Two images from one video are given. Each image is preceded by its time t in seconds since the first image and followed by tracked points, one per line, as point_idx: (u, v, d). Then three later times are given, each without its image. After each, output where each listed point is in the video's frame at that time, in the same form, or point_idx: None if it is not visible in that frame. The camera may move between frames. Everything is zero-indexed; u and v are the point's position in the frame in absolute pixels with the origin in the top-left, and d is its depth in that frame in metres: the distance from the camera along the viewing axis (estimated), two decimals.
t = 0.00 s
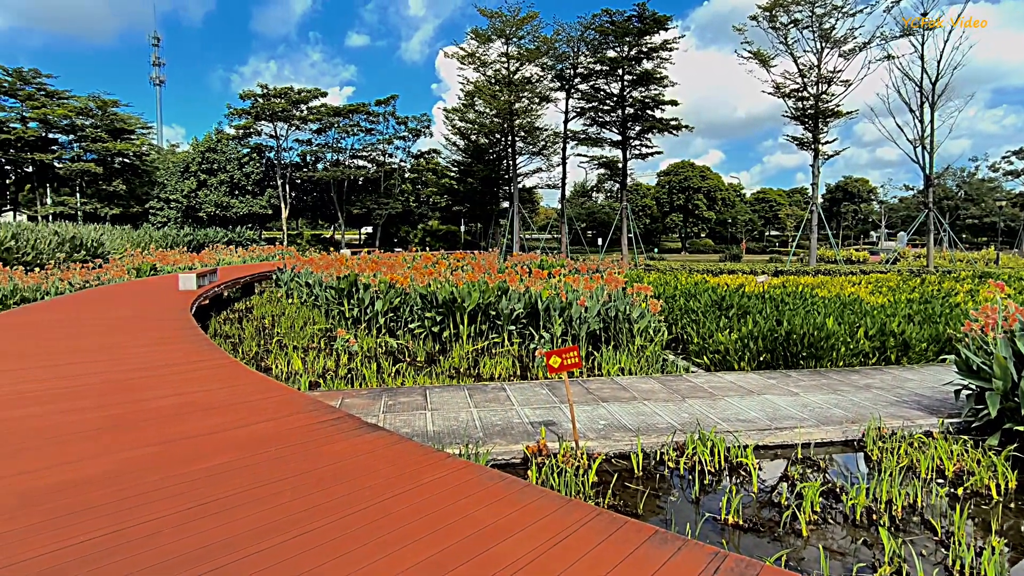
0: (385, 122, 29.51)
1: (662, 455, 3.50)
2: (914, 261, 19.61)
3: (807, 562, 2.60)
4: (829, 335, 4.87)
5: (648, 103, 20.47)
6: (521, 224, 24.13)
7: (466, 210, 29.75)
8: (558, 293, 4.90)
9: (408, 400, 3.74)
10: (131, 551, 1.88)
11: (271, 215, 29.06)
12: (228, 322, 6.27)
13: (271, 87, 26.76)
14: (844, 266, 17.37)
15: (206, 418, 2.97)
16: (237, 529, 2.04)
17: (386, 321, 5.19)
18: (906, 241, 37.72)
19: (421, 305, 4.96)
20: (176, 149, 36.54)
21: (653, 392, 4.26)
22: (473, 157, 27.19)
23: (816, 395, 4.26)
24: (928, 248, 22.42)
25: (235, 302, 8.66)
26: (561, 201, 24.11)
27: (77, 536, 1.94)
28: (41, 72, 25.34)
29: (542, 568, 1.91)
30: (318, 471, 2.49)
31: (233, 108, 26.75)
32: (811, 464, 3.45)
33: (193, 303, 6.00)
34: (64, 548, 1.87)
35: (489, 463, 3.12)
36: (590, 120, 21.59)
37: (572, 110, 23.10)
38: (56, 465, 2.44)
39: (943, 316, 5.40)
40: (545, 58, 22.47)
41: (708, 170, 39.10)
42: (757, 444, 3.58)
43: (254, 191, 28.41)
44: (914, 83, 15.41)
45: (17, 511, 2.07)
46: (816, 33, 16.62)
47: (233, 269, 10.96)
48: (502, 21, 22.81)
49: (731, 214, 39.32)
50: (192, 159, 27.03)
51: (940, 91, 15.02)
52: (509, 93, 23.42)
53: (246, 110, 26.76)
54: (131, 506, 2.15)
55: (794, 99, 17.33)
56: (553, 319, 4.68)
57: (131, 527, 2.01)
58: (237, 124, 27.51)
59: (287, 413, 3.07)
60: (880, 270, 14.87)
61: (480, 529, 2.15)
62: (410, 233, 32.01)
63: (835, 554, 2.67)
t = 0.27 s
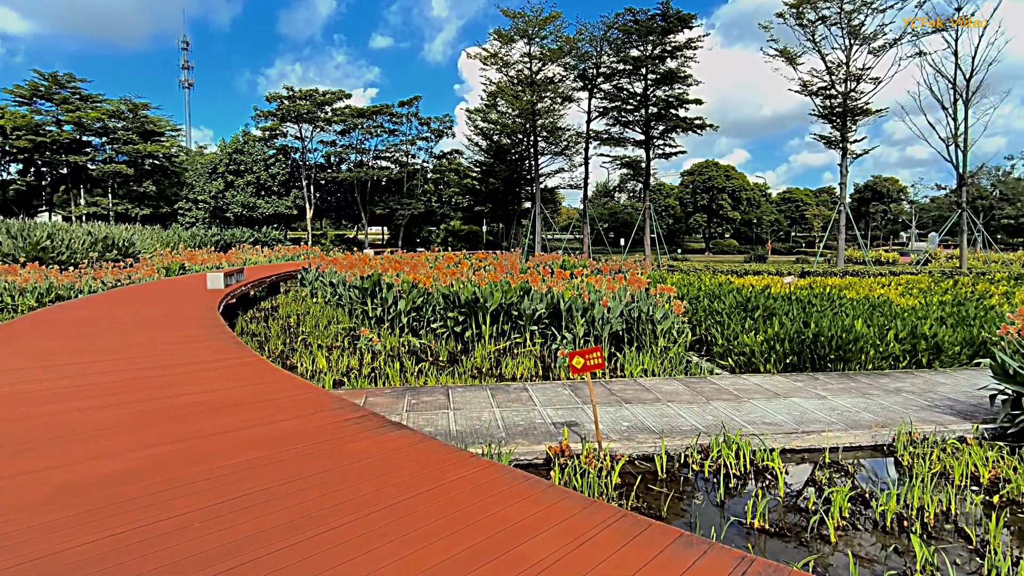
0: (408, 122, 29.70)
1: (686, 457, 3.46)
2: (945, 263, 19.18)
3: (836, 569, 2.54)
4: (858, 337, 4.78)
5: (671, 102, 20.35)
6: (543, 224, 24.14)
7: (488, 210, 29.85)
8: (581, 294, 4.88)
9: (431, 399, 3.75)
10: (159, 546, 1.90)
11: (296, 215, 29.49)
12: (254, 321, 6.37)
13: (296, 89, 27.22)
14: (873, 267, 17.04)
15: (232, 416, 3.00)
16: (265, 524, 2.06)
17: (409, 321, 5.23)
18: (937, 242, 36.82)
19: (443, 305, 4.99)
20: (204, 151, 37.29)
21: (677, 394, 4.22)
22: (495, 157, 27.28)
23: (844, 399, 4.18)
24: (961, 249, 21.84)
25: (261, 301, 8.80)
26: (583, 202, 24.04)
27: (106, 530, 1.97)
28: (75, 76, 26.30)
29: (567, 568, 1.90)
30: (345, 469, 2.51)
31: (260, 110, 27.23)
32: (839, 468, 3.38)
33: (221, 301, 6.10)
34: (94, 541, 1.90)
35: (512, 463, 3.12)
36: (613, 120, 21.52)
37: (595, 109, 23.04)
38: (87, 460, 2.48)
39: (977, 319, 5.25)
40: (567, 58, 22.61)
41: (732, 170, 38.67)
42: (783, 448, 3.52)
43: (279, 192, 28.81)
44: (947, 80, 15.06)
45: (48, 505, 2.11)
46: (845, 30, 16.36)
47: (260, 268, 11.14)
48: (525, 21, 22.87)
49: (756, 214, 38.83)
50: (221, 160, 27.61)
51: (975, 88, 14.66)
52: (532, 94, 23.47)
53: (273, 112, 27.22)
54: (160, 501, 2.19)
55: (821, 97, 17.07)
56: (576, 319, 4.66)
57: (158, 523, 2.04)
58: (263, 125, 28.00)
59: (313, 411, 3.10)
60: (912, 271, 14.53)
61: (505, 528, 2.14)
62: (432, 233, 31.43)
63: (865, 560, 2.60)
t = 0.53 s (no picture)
0: (431, 123, 29.92)
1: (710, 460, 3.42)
2: (980, 264, 18.65)
3: None
4: (888, 340, 4.68)
5: (696, 101, 20.18)
6: (564, 224, 24.14)
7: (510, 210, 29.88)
8: (603, 294, 4.86)
9: (454, 398, 3.77)
10: (185, 540, 1.93)
11: (320, 215, 29.89)
12: (280, 319, 6.47)
13: (321, 91, 27.61)
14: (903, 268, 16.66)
15: (258, 412, 3.05)
16: (290, 520, 2.08)
17: (431, 320, 5.25)
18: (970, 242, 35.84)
19: (466, 304, 5.00)
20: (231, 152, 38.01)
21: (701, 395, 4.17)
22: (517, 157, 27.34)
23: (873, 402, 4.09)
24: (996, 250, 21.22)
25: (286, 300, 8.93)
26: (605, 201, 23.96)
27: (135, 524, 2.01)
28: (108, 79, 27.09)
29: (591, 569, 1.88)
30: (368, 467, 2.52)
31: (286, 112, 27.67)
32: (868, 473, 3.31)
33: (247, 300, 6.20)
34: (123, 535, 1.94)
35: (535, 463, 3.12)
36: (636, 119, 21.40)
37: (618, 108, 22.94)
38: (117, 455, 2.54)
39: (1013, 322, 5.12)
40: (590, 57, 22.39)
41: (758, 169, 38.18)
42: (811, 451, 3.45)
43: (304, 192, 29.16)
44: (983, 76, 14.66)
45: (79, 499, 2.16)
46: (875, 26, 16.04)
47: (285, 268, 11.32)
48: (548, 21, 22.85)
49: (782, 214, 38.32)
50: (248, 161, 28.06)
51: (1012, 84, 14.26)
52: (554, 93, 23.47)
53: (298, 114, 27.64)
54: (187, 496, 2.23)
55: (850, 95, 16.77)
56: (598, 320, 4.64)
57: (184, 517, 2.08)
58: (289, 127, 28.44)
59: (337, 409, 3.13)
60: (946, 272, 14.17)
61: (528, 529, 2.13)
62: (454, 233, 31.91)
63: (897, 568, 2.54)
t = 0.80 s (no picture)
0: (454, 123, 30.12)
1: (736, 462, 3.37)
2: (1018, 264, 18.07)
3: None
4: (920, 342, 4.57)
5: (721, 99, 19.98)
6: (588, 224, 24.08)
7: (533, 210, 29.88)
8: (627, 294, 4.84)
9: (477, 397, 3.78)
10: (213, 536, 1.97)
11: (345, 215, 30.28)
12: (306, 318, 6.57)
13: (347, 92, 27.97)
14: (937, 268, 16.24)
15: (285, 409, 3.09)
16: (315, 517, 2.10)
17: (454, 319, 5.28)
18: (1008, 242, 34.78)
19: (489, 304, 5.03)
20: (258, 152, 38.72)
21: (727, 397, 4.12)
22: (540, 157, 27.39)
23: (905, 405, 4.00)
24: None
25: (312, 298, 9.03)
26: (629, 200, 23.86)
27: (164, 519, 2.05)
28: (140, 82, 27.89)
29: (616, 571, 1.86)
30: (393, 464, 2.54)
31: (312, 113, 28.11)
32: (899, 478, 3.23)
33: (275, 299, 6.30)
34: (152, 530, 1.98)
35: (558, 463, 3.11)
36: (660, 117, 21.28)
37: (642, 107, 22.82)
38: (147, 450, 2.60)
39: None
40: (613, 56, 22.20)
41: (785, 168, 37.60)
42: (840, 455, 3.38)
43: (330, 193, 29.53)
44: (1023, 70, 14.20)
45: (111, 494, 2.22)
46: (908, 21, 15.68)
47: (311, 267, 11.47)
48: (571, 20, 22.79)
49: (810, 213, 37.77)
50: (275, 162, 28.50)
51: None
52: (578, 92, 23.40)
53: (323, 115, 28.03)
54: (216, 492, 2.26)
55: (881, 92, 16.43)
56: (622, 320, 4.62)
57: (212, 512, 2.11)
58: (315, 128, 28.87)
59: (363, 406, 3.16)
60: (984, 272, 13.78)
61: (552, 529, 2.12)
62: (477, 233, 31.88)
63: None
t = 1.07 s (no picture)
0: (478, 123, 30.28)
1: (764, 465, 3.32)
2: None
3: None
4: (955, 344, 4.46)
5: (749, 96, 19.72)
6: (612, 223, 23.99)
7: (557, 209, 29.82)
8: (651, 294, 4.80)
9: (502, 396, 3.78)
10: (241, 530, 2.00)
11: (370, 215, 30.65)
12: (333, 315, 6.66)
13: (372, 92, 28.28)
14: (975, 268, 15.79)
15: (312, 406, 3.13)
16: (341, 512, 2.12)
17: (478, 318, 5.29)
18: None
19: (513, 303, 5.04)
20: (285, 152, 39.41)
21: (754, 398, 4.06)
22: (564, 156, 27.40)
23: (940, 409, 3.89)
24: None
25: (337, 297, 9.12)
26: (654, 199, 23.75)
27: (195, 514, 2.10)
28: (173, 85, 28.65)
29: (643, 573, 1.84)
30: (418, 461, 2.55)
31: (338, 114, 28.51)
32: (934, 484, 3.14)
33: (302, 297, 6.39)
34: (183, 524, 2.03)
35: (583, 463, 3.10)
36: (686, 115, 21.11)
37: (667, 105, 22.65)
38: (180, 445, 2.66)
39: None
40: (639, 53, 22.37)
41: (815, 165, 36.93)
42: (872, 459, 3.30)
43: (355, 193, 29.88)
44: None
45: (145, 488, 2.28)
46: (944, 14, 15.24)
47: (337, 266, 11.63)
48: (596, 18, 22.66)
49: (841, 212, 37.18)
50: (303, 163, 28.98)
51: None
52: (602, 91, 23.27)
53: (349, 116, 28.39)
54: (246, 486, 2.30)
55: (915, 87, 16.02)
56: (647, 320, 4.58)
57: (242, 507, 2.15)
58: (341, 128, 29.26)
59: (389, 403, 3.18)
60: None
61: (578, 529, 2.10)
62: (500, 232, 32.07)
63: None
